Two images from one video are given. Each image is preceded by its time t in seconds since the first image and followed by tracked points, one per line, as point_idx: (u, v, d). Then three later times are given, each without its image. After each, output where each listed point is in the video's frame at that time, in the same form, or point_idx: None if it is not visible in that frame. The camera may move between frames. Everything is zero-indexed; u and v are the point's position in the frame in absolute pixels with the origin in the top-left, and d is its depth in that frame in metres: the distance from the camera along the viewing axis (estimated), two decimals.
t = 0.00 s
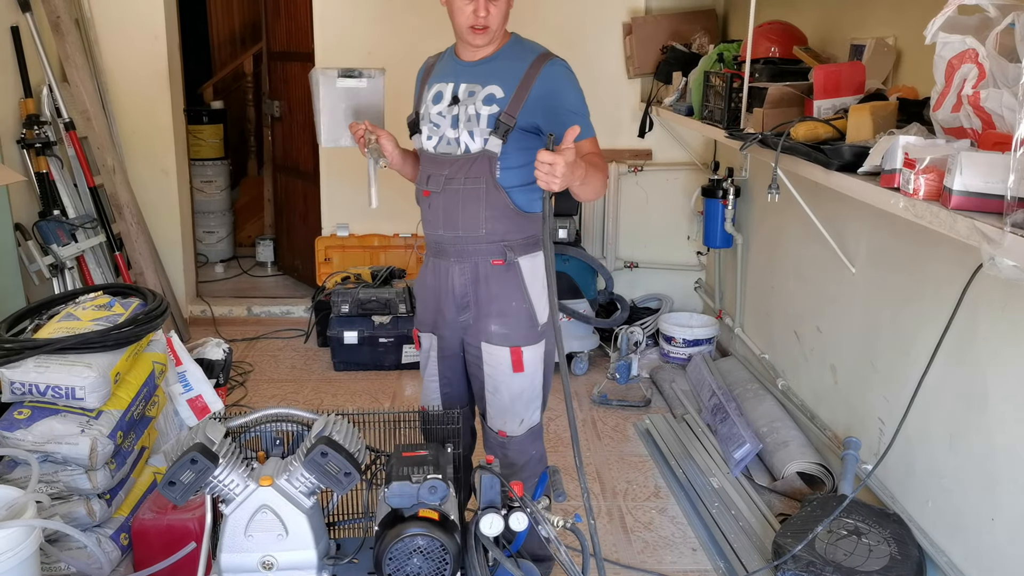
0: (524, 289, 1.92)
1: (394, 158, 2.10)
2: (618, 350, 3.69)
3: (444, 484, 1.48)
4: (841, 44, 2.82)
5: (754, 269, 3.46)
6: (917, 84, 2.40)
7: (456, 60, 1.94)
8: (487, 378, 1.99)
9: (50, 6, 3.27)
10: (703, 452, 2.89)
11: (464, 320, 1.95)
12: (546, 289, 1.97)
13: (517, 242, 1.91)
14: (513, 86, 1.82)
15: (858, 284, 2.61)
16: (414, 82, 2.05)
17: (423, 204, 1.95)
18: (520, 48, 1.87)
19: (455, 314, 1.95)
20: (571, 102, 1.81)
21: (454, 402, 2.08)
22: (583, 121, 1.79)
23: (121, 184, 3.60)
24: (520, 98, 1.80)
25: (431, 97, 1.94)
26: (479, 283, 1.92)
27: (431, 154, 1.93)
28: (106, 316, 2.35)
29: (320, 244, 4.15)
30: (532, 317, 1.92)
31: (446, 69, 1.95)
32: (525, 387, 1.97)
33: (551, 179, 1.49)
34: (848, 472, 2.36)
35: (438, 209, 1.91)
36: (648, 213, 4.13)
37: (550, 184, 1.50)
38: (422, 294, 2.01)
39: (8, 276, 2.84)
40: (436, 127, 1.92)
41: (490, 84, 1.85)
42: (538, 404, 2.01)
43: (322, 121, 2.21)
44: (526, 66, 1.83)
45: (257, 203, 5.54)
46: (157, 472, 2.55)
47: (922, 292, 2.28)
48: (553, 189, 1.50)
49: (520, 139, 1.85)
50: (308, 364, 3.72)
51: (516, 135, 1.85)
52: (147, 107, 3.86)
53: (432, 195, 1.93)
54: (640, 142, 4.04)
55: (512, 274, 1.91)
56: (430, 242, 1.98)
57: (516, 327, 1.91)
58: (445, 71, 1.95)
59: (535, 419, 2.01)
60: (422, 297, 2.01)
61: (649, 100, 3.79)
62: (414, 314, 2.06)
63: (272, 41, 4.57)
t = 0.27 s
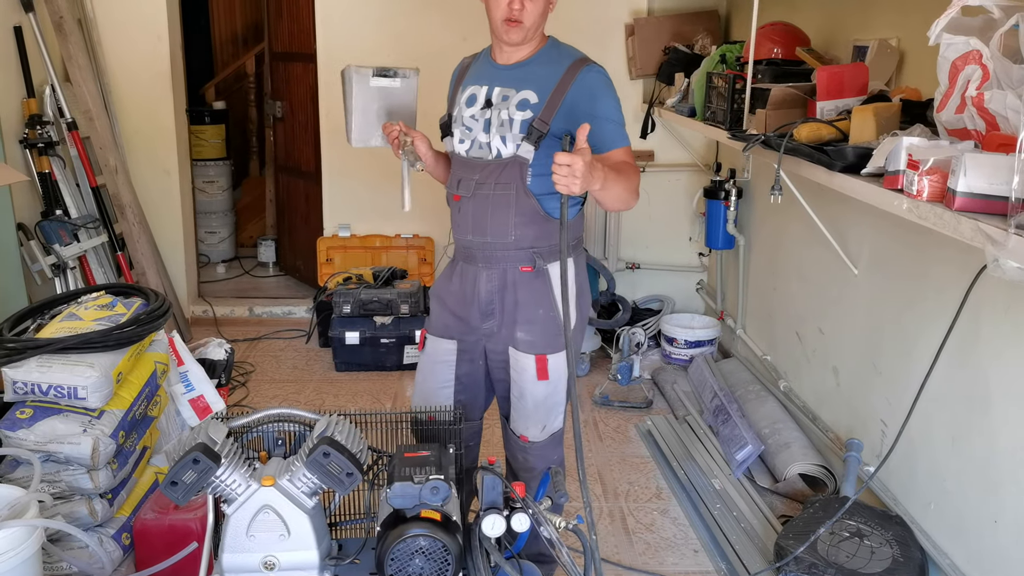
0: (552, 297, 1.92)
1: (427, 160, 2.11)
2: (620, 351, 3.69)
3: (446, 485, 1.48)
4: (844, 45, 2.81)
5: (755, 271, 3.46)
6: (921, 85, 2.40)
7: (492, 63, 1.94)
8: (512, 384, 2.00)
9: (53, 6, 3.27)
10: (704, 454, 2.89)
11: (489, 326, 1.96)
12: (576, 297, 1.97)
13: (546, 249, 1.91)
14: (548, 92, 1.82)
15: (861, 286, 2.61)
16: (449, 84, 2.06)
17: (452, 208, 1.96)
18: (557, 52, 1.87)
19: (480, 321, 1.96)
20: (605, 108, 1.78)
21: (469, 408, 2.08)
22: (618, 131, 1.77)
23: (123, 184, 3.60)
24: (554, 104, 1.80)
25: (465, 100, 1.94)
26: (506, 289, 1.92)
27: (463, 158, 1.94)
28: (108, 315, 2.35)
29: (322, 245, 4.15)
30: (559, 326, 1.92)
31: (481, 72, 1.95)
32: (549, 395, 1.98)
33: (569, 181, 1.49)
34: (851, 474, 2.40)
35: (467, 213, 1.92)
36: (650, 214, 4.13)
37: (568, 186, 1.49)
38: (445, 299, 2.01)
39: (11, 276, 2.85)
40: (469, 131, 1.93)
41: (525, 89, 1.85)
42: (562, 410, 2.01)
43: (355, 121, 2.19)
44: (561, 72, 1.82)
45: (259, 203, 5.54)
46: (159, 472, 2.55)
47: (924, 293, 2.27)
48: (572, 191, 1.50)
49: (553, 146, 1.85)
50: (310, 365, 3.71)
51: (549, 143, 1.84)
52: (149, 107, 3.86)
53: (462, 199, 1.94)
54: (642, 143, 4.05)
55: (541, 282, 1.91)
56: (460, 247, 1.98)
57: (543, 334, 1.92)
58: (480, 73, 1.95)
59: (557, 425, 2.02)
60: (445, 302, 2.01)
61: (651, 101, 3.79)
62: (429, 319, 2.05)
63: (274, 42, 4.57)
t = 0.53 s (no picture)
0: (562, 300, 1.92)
1: (443, 159, 2.17)
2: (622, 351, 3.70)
3: (449, 484, 1.48)
4: (848, 45, 2.81)
5: (758, 271, 3.46)
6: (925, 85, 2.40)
7: (513, 61, 1.94)
8: (518, 385, 1.99)
9: (56, 6, 3.28)
10: (706, 454, 2.89)
11: (497, 328, 1.95)
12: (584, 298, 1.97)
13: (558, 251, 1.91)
14: (567, 94, 1.81)
15: (864, 286, 2.61)
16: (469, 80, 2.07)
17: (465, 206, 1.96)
18: (577, 53, 1.86)
19: (487, 321, 1.95)
20: (622, 111, 1.75)
21: (474, 409, 2.08)
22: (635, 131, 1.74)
23: (125, 183, 3.61)
24: (573, 106, 1.79)
25: (484, 98, 1.95)
26: (516, 291, 1.92)
27: (479, 155, 1.94)
28: (111, 315, 2.35)
29: (325, 244, 4.16)
30: (567, 328, 1.92)
31: (502, 70, 1.96)
32: (556, 398, 1.97)
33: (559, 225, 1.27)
34: (853, 474, 2.41)
35: (480, 213, 1.92)
36: (653, 214, 4.13)
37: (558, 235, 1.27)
38: (454, 299, 2.00)
39: (14, 274, 2.85)
40: (486, 129, 1.93)
41: (545, 90, 1.85)
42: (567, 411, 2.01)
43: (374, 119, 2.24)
44: (582, 75, 1.82)
45: (261, 203, 5.54)
46: (162, 471, 2.55)
47: (928, 294, 2.27)
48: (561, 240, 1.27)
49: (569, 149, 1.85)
50: (312, 364, 3.71)
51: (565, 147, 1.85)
52: (152, 106, 3.86)
53: (476, 198, 1.93)
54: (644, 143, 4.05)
55: (551, 284, 1.91)
56: (470, 247, 1.97)
57: (552, 337, 1.92)
58: (501, 72, 1.96)
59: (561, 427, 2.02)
60: (453, 302, 2.00)
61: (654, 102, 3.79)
62: (438, 320, 2.03)
63: (277, 41, 4.57)
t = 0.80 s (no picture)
0: (554, 313, 1.91)
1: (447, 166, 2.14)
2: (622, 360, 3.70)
3: (448, 495, 1.48)
4: (846, 55, 2.82)
5: (757, 279, 3.46)
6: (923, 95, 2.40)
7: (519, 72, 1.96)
8: (509, 397, 2.00)
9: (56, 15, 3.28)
10: (706, 463, 2.90)
11: (488, 338, 1.95)
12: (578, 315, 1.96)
13: (552, 265, 1.89)
14: (565, 106, 1.82)
15: (863, 296, 2.61)
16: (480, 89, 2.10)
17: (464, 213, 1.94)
18: (579, 67, 1.87)
19: (479, 331, 1.96)
20: (615, 124, 1.75)
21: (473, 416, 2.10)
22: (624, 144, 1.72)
23: (126, 192, 3.61)
24: (569, 117, 1.79)
25: (489, 107, 1.97)
26: (508, 301, 1.93)
27: (480, 164, 1.95)
28: (111, 324, 2.36)
29: (324, 252, 4.16)
30: (558, 342, 1.92)
31: (508, 81, 1.98)
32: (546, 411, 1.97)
33: (515, 255, 1.23)
34: (852, 483, 2.43)
35: (476, 221, 1.90)
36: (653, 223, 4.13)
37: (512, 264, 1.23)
38: (449, 306, 2.01)
39: (14, 284, 2.86)
40: (488, 139, 1.95)
41: (544, 102, 1.85)
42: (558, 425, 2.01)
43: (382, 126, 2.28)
44: (581, 88, 1.82)
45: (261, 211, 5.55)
46: (161, 480, 2.55)
47: (927, 304, 2.27)
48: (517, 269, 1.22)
49: (565, 163, 1.85)
50: (312, 373, 3.71)
51: (561, 159, 1.84)
52: (152, 114, 3.87)
53: (474, 206, 1.91)
54: (643, 152, 4.06)
55: (544, 297, 1.89)
56: (467, 255, 1.97)
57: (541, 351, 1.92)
58: (507, 82, 1.98)
59: (552, 439, 2.03)
60: (449, 310, 2.02)
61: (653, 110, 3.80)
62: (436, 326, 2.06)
63: (277, 50, 4.59)
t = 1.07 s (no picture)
0: (542, 334, 1.91)
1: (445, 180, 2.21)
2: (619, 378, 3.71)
3: (445, 516, 1.46)
4: (842, 75, 2.83)
5: (755, 298, 3.47)
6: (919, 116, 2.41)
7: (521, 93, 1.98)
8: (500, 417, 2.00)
9: (56, 35, 3.30)
10: (704, 482, 2.88)
11: (480, 356, 1.97)
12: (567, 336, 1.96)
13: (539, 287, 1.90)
14: (555, 132, 1.82)
15: (861, 316, 2.61)
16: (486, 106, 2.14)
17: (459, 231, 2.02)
18: (573, 91, 1.87)
19: (472, 350, 1.98)
20: (593, 157, 1.72)
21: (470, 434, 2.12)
22: (597, 185, 1.69)
23: (124, 210, 3.62)
24: (555, 143, 1.79)
25: (488, 127, 2.00)
26: (498, 323, 1.93)
27: (476, 183, 2.00)
28: (108, 343, 2.35)
29: (323, 270, 4.17)
30: (546, 363, 1.92)
31: (510, 102, 2.00)
32: (537, 431, 1.97)
33: (421, 308, 1.35)
34: (851, 502, 2.39)
35: (467, 241, 1.97)
36: (651, 240, 4.14)
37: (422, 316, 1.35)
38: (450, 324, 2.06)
39: (11, 303, 2.87)
40: (484, 159, 1.98)
41: (536, 126, 1.86)
42: (550, 445, 1.99)
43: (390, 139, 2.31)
44: (572, 116, 1.81)
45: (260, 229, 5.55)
46: (157, 500, 2.54)
47: (924, 323, 2.28)
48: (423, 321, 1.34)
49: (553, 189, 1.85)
50: (310, 392, 3.71)
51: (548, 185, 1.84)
52: (152, 132, 3.88)
53: (466, 225, 1.99)
54: (641, 170, 4.08)
55: (531, 318, 1.91)
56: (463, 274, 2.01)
57: (530, 371, 1.91)
58: (509, 103, 2.00)
59: (545, 459, 2.00)
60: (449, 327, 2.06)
61: (651, 129, 3.82)
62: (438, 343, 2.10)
63: (276, 69, 4.61)
